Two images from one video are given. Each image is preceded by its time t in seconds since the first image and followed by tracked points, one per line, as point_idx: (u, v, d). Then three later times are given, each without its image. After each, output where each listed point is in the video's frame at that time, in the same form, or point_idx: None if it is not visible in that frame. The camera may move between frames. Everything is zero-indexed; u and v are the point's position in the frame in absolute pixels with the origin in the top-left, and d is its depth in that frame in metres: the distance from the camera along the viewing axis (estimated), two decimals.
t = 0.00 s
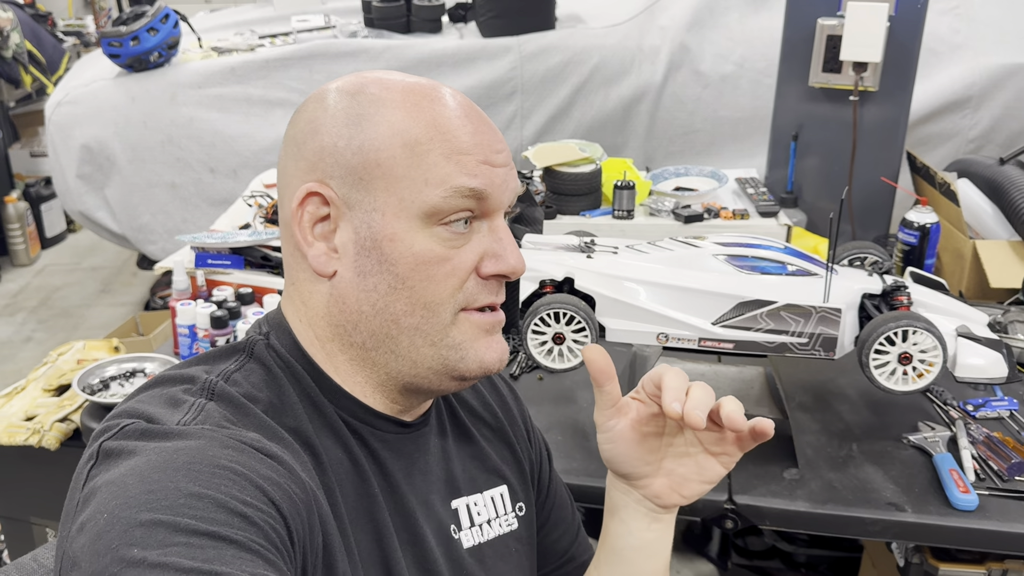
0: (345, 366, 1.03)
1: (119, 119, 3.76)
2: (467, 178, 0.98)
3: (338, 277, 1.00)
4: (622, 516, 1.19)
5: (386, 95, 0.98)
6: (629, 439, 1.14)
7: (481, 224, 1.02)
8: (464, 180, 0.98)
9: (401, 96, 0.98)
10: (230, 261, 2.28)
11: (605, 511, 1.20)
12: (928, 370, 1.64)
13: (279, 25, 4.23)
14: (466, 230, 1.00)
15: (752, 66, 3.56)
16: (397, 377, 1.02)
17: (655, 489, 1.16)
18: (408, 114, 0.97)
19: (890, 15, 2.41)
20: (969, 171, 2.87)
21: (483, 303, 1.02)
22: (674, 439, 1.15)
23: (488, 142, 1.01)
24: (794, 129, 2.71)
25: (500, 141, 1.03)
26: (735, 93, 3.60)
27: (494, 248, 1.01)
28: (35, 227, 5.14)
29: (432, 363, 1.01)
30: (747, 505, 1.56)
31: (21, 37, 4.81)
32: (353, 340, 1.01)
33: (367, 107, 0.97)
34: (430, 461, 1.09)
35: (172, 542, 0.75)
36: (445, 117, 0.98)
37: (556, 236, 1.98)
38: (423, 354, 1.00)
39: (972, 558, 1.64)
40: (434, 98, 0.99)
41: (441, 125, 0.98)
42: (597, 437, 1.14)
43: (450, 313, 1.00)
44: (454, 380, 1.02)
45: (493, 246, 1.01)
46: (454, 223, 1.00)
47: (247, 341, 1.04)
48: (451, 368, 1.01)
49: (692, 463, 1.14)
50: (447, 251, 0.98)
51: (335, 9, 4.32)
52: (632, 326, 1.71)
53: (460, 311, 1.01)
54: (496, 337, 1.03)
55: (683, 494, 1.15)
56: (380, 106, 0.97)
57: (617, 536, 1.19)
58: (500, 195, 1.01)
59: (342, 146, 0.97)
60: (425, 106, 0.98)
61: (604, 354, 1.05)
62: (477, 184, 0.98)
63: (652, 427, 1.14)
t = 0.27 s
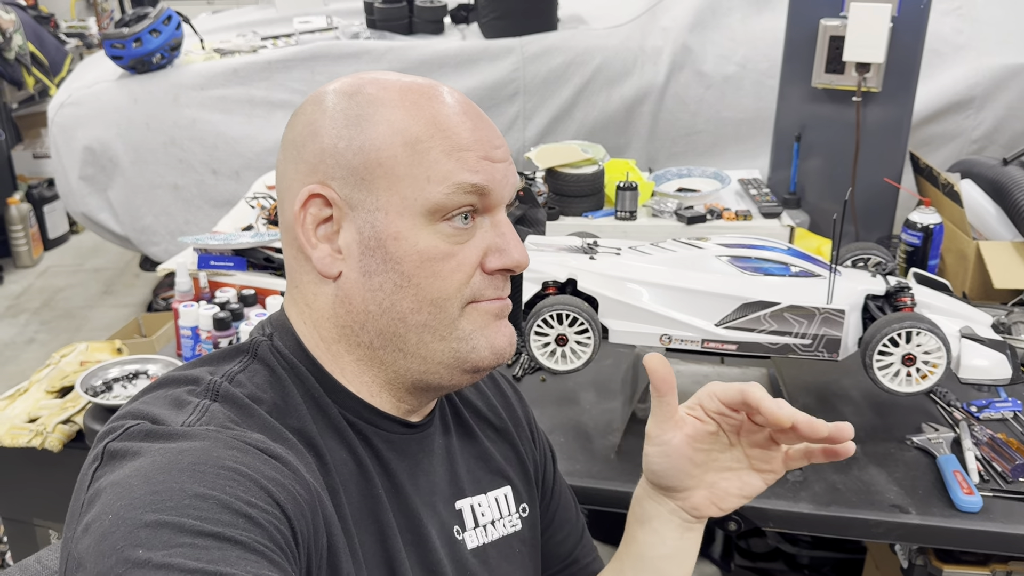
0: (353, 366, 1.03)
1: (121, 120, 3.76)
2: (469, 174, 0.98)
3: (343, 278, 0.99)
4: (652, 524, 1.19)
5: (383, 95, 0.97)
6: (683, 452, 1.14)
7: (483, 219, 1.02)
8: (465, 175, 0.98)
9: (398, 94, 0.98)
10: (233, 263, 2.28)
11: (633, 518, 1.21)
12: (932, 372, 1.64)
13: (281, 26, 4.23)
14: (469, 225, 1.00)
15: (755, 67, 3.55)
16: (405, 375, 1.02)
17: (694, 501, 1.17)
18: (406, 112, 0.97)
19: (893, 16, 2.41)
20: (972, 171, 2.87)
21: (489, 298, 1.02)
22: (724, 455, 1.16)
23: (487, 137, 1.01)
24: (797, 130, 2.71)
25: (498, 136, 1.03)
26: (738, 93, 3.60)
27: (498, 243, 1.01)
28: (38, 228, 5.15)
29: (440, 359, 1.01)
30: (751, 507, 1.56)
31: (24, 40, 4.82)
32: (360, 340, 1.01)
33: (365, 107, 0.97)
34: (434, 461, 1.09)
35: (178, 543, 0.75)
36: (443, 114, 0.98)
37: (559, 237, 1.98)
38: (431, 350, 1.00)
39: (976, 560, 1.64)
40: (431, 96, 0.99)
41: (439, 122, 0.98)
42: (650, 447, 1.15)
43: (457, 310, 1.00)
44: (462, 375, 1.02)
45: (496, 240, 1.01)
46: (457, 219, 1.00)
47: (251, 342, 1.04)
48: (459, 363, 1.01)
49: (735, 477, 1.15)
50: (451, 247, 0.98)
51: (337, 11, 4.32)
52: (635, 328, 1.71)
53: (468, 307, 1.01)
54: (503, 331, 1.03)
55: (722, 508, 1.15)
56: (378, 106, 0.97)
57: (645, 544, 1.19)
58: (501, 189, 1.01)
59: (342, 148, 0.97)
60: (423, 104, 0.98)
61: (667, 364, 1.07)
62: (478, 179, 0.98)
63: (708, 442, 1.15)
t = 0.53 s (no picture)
0: (349, 365, 1.03)
1: (122, 121, 3.76)
2: (467, 175, 0.98)
3: (340, 276, 1.00)
4: (623, 522, 1.18)
5: (385, 94, 0.97)
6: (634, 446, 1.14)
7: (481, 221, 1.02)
8: (463, 177, 0.98)
9: (400, 94, 0.98)
10: (233, 263, 2.28)
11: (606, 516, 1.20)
12: (931, 371, 1.64)
13: (281, 27, 4.24)
14: (466, 227, 1.00)
15: (755, 67, 3.55)
16: (399, 375, 1.02)
17: (658, 495, 1.15)
18: (407, 111, 0.97)
19: (893, 15, 2.40)
20: (972, 171, 2.87)
21: (484, 299, 1.02)
22: (679, 445, 1.15)
23: (487, 138, 1.01)
24: (796, 129, 2.70)
25: (500, 138, 1.03)
26: (738, 93, 3.60)
27: (495, 246, 1.01)
28: (39, 229, 5.15)
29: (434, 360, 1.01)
30: (750, 507, 1.56)
31: (26, 41, 4.82)
32: (356, 339, 1.01)
33: (366, 106, 0.97)
34: (433, 461, 1.09)
35: (177, 541, 0.75)
36: (443, 115, 0.98)
37: (559, 237, 1.98)
38: (425, 350, 1.00)
39: (976, 559, 1.64)
40: (432, 96, 0.99)
41: (439, 122, 0.98)
42: (598, 441, 1.14)
43: (451, 311, 1.00)
44: (455, 378, 1.02)
45: (493, 243, 1.01)
46: (455, 219, 0.99)
47: (251, 341, 1.04)
48: (453, 365, 1.01)
49: (695, 468, 1.14)
50: (447, 248, 0.98)
51: (337, 12, 4.32)
52: (634, 327, 1.71)
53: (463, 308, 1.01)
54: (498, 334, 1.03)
55: (684, 500, 1.14)
56: (379, 105, 0.97)
57: (617, 541, 1.18)
58: (500, 191, 1.01)
59: (341, 145, 0.97)
60: (425, 104, 0.98)
61: (603, 354, 1.06)
62: (476, 180, 0.98)
63: (656, 432, 1.14)
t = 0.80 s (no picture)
0: (348, 366, 1.03)
1: (123, 123, 3.76)
2: (465, 176, 0.97)
3: (338, 276, 1.00)
4: (624, 523, 1.18)
5: (386, 96, 0.98)
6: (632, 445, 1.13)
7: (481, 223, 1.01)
8: (461, 177, 0.97)
9: (402, 96, 0.98)
10: (234, 264, 2.28)
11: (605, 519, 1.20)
12: (932, 373, 1.64)
13: (283, 29, 4.24)
14: (464, 228, 0.99)
15: (756, 68, 3.55)
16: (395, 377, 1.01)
17: (657, 494, 1.15)
18: (407, 112, 0.97)
19: (894, 16, 2.40)
20: (973, 172, 2.86)
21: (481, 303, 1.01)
22: (676, 443, 1.15)
23: (488, 141, 1.00)
24: (798, 130, 2.70)
25: (501, 141, 1.02)
26: (740, 95, 3.60)
27: (493, 248, 1.00)
28: (41, 231, 5.16)
29: (430, 363, 1.00)
30: (752, 508, 1.56)
31: (28, 43, 4.83)
32: (353, 340, 1.01)
33: (367, 107, 0.97)
34: (433, 463, 1.09)
35: (177, 544, 0.75)
36: (443, 116, 0.98)
37: (560, 238, 1.98)
38: (421, 352, 0.99)
39: (978, 561, 1.63)
40: (434, 98, 0.99)
41: (439, 124, 0.98)
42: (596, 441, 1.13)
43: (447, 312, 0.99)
44: (451, 381, 1.00)
45: (491, 245, 1.00)
46: (454, 220, 0.99)
47: (252, 344, 1.04)
48: (448, 367, 1.00)
49: (693, 465, 1.14)
50: (443, 249, 0.97)
51: (339, 13, 4.33)
52: (635, 328, 1.71)
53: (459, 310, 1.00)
54: (495, 338, 1.02)
55: (684, 499, 1.14)
56: (379, 106, 0.97)
57: (617, 543, 1.18)
58: (499, 193, 1.00)
59: (341, 145, 0.97)
60: (426, 105, 0.98)
61: (597, 351, 1.06)
62: (474, 182, 0.97)
63: (654, 430, 1.14)
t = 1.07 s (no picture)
0: (343, 358, 1.04)
1: (124, 122, 3.77)
2: (458, 167, 0.97)
3: (333, 267, 1.00)
4: (649, 519, 1.17)
5: (384, 89, 0.99)
6: (699, 463, 1.08)
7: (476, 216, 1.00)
8: (454, 169, 0.97)
9: (399, 89, 0.99)
10: (235, 263, 2.28)
11: (631, 514, 1.18)
12: (933, 370, 1.64)
13: (284, 28, 4.25)
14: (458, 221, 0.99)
15: (757, 68, 3.55)
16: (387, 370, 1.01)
17: (698, 499, 1.12)
18: (403, 104, 0.98)
19: (894, 15, 2.41)
20: (974, 171, 2.86)
21: (473, 296, 0.99)
22: (735, 456, 1.09)
23: (483, 134, 1.00)
24: (798, 129, 2.70)
25: (499, 135, 1.02)
26: (740, 94, 3.60)
27: (487, 241, 0.99)
28: (42, 230, 5.16)
29: (422, 355, 0.99)
30: (753, 505, 1.56)
31: (30, 43, 4.83)
32: (347, 331, 1.01)
33: (364, 99, 0.99)
34: (433, 458, 1.09)
35: (178, 539, 0.75)
36: (438, 107, 0.99)
37: (561, 236, 1.98)
38: (413, 344, 0.99)
39: (980, 559, 1.63)
40: (431, 92, 1.00)
41: (434, 116, 0.98)
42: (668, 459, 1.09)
43: (438, 304, 0.98)
44: (443, 374, 0.99)
45: (485, 238, 0.99)
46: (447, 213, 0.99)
47: (253, 338, 1.04)
48: (440, 360, 0.99)
49: (740, 478, 1.10)
50: (435, 240, 0.97)
51: (340, 13, 4.33)
52: (635, 326, 1.71)
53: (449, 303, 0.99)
54: (487, 332, 1.00)
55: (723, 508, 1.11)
56: (376, 98, 0.98)
57: (639, 536, 1.18)
58: (493, 186, 1.00)
59: (337, 136, 0.98)
60: (422, 98, 0.99)
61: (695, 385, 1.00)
62: (467, 173, 0.97)
63: (720, 452, 1.08)
